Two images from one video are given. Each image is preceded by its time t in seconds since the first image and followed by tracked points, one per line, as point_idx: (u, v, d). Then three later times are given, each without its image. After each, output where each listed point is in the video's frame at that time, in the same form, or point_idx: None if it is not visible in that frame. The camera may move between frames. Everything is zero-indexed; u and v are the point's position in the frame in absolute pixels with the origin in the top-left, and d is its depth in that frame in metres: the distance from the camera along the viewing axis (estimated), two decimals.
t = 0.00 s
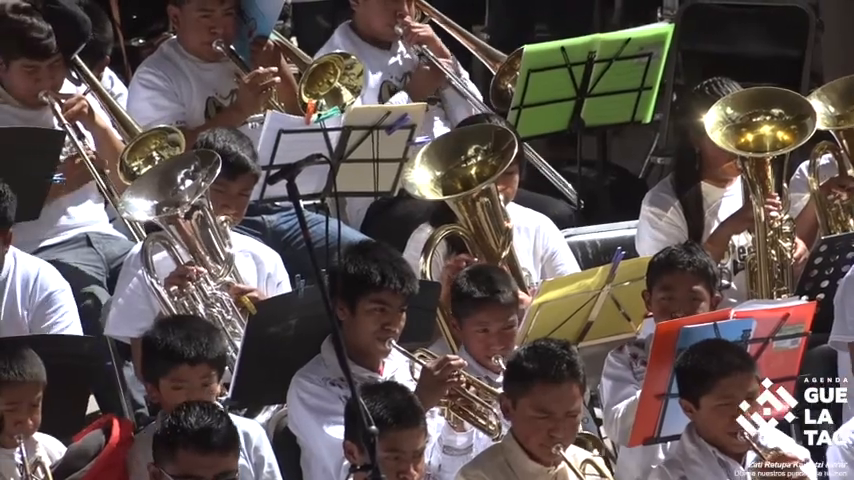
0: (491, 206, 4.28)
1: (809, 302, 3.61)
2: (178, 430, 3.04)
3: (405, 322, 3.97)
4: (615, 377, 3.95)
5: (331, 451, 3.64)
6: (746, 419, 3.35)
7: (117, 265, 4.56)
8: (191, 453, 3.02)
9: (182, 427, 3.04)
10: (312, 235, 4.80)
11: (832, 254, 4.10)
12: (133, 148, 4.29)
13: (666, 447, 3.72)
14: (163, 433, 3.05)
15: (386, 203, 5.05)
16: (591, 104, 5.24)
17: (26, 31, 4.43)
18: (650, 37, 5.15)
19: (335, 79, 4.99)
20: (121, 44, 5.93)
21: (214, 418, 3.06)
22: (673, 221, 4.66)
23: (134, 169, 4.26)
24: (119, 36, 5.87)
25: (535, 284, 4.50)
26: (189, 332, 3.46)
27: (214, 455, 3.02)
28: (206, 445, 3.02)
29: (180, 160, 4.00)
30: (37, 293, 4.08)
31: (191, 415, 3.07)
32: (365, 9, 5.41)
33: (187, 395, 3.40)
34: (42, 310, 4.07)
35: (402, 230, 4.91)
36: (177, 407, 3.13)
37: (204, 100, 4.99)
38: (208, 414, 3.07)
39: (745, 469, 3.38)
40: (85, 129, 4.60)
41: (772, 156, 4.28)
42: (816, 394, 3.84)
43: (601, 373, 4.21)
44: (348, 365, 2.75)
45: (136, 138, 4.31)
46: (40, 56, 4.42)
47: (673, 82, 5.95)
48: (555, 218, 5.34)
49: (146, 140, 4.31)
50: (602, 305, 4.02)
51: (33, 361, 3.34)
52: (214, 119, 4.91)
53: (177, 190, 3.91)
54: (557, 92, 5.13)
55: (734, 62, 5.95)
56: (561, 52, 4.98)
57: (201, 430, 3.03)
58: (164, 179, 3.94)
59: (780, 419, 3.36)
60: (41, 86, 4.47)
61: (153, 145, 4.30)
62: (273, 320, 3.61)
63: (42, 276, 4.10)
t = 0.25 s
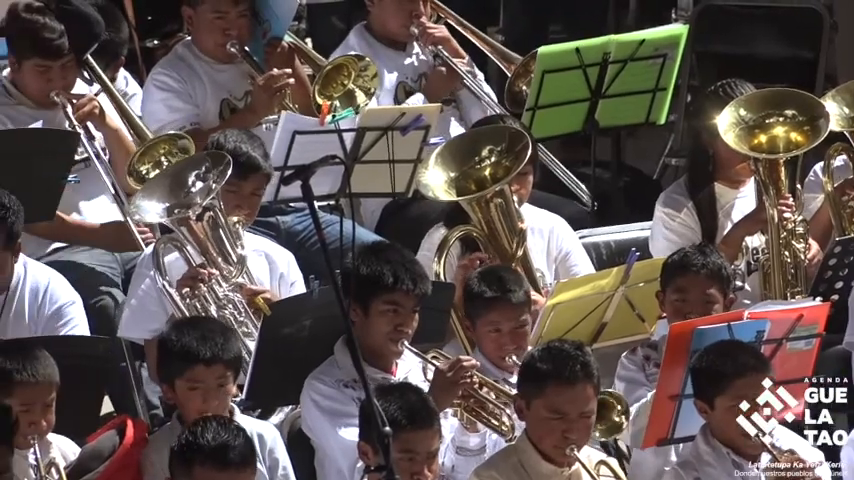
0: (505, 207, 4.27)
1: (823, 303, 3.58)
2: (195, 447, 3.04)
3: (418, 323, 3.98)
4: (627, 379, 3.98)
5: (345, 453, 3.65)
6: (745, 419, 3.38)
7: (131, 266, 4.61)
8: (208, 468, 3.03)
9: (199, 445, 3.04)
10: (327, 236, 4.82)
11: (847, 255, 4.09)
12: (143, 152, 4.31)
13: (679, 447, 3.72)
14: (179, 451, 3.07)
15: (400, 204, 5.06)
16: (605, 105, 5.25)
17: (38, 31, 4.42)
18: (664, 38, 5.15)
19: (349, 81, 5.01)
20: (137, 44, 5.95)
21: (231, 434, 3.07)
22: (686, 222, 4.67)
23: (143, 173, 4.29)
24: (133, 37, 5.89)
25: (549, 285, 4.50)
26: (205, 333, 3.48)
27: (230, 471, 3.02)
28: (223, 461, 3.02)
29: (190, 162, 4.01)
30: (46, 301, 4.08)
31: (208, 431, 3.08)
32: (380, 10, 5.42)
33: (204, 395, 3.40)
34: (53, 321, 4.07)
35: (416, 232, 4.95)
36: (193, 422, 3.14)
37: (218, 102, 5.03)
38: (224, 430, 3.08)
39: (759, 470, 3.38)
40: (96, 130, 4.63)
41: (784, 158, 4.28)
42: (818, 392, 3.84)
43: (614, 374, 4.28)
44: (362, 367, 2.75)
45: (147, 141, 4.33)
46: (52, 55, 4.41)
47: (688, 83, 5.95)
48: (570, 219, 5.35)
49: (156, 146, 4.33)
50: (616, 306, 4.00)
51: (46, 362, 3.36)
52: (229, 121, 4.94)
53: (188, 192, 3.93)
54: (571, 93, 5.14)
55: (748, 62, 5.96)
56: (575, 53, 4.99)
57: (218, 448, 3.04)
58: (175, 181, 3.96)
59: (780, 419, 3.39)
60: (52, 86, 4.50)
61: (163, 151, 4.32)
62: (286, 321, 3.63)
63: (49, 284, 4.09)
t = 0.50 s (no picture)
0: (518, 208, 4.27)
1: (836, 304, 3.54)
2: (216, 449, 3.05)
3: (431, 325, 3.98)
4: (640, 381, 4.00)
5: (358, 454, 3.63)
6: (745, 420, 3.41)
7: (144, 267, 4.62)
8: (229, 471, 3.04)
9: (220, 447, 3.05)
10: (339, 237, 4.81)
11: None
12: (158, 151, 4.32)
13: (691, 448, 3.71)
14: (200, 453, 3.07)
15: (413, 205, 5.07)
16: (617, 107, 5.25)
17: (51, 31, 4.45)
18: (676, 40, 5.13)
19: (362, 82, 5.01)
20: (150, 46, 5.96)
21: (253, 437, 3.07)
22: (698, 223, 4.67)
23: (158, 172, 4.28)
24: (146, 38, 5.89)
25: (561, 287, 4.50)
26: (220, 336, 3.49)
27: (251, 475, 3.04)
28: (244, 463, 3.04)
29: (202, 163, 4.03)
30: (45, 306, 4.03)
31: (229, 434, 3.08)
32: (393, 12, 5.42)
33: (218, 399, 3.41)
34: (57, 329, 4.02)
35: (429, 234, 4.95)
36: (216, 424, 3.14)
37: (231, 104, 5.03)
38: (246, 432, 3.09)
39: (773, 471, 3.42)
40: (111, 132, 4.59)
41: (797, 159, 4.29)
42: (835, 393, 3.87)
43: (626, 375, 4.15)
44: (375, 368, 2.75)
45: (161, 141, 4.34)
46: (66, 55, 4.45)
47: (700, 85, 5.96)
48: (582, 220, 5.35)
49: (171, 144, 4.34)
50: (629, 308, 3.99)
51: (59, 362, 3.34)
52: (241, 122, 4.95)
53: (200, 194, 3.94)
54: (583, 95, 5.14)
55: (762, 64, 5.94)
56: (588, 55, 4.99)
57: (239, 451, 3.04)
58: (187, 184, 3.97)
59: (780, 420, 3.41)
60: (67, 87, 4.51)
61: (177, 149, 4.33)
62: (298, 323, 3.64)
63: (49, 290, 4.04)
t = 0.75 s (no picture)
0: (532, 210, 4.28)
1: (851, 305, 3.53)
2: (244, 442, 3.06)
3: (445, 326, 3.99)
4: (654, 382, 3.95)
5: (372, 455, 3.62)
6: (745, 420, 3.40)
7: (158, 269, 4.63)
8: (258, 464, 3.04)
9: (246, 441, 3.06)
10: (353, 239, 4.82)
11: None
12: (173, 152, 4.34)
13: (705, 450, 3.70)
14: (225, 447, 3.07)
15: (428, 207, 5.08)
16: (632, 109, 5.25)
17: (66, 32, 4.45)
18: (691, 42, 5.13)
19: (376, 84, 5.02)
20: (165, 48, 5.98)
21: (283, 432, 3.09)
22: (712, 225, 4.66)
23: (174, 172, 4.31)
24: (161, 40, 5.90)
25: (576, 289, 4.50)
26: (236, 338, 3.50)
27: (279, 467, 3.05)
28: (269, 459, 3.04)
29: (217, 165, 4.05)
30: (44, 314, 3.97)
31: (255, 428, 3.09)
32: (409, 13, 5.44)
33: (234, 400, 3.43)
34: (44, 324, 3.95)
35: (443, 235, 4.96)
36: (240, 420, 3.15)
37: (245, 105, 5.04)
38: (271, 427, 3.10)
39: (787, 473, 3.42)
40: (126, 133, 4.61)
41: (811, 162, 4.29)
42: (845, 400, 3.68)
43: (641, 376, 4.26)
44: (391, 370, 2.75)
45: (177, 140, 4.36)
46: (81, 57, 4.46)
47: (715, 87, 5.96)
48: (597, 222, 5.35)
49: (187, 144, 4.35)
50: (643, 309, 4.01)
51: (76, 364, 3.35)
52: (256, 124, 4.96)
53: (213, 196, 3.95)
54: (598, 96, 5.14)
55: (776, 65, 5.94)
56: (603, 57, 4.99)
57: (266, 444, 3.05)
58: (201, 186, 3.99)
59: (779, 420, 3.42)
60: (81, 87, 4.52)
61: (193, 149, 4.34)
62: (313, 325, 3.64)
63: (45, 297, 3.99)
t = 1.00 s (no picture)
0: (547, 213, 4.29)
1: None
2: (261, 433, 3.06)
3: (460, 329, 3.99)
4: (669, 385, 3.95)
5: (386, 457, 3.63)
6: (745, 419, 3.41)
7: (174, 271, 4.64)
8: (276, 457, 3.04)
9: (264, 431, 3.06)
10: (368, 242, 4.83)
11: None
12: (188, 158, 4.33)
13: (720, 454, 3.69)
14: (244, 437, 3.07)
15: (442, 210, 5.09)
16: (647, 111, 5.25)
17: (80, 38, 4.45)
18: (706, 45, 5.14)
19: (391, 87, 5.03)
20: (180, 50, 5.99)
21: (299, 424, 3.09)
22: (727, 228, 4.66)
23: (190, 179, 4.29)
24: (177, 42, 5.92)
25: (590, 291, 4.50)
26: (250, 340, 3.51)
27: (299, 460, 3.04)
28: (290, 449, 3.04)
29: (232, 168, 4.05)
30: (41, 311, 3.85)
31: (274, 418, 3.09)
32: (424, 15, 5.44)
33: (248, 403, 3.44)
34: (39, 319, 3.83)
35: (458, 237, 4.96)
36: (262, 409, 3.15)
37: (260, 108, 5.05)
38: (288, 419, 3.10)
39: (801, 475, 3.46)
40: (142, 137, 4.62)
41: (827, 164, 4.30)
42: None
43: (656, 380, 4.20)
44: (405, 373, 2.76)
45: (193, 147, 4.34)
46: (96, 62, 4.46)
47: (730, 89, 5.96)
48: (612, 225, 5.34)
49: (203, 150, 4.33)
50: (658, 312, 4.00)
51: (93, 364, 3.36)
52: (272, 127, 4.98)
53: (229, 198, 3.96)
54: (613, 99, 5.14)
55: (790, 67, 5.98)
56: (618, 60, 4.99)
57: (285, 435, 3.06)
58: (217, 188, 4.00)
59: (779, 419, 3.45)
60: (97, 92, 4.54)
61: (209, 155, 4.32)
62: (328, 327, 3.65)
63: (42, 294, 3.88)
